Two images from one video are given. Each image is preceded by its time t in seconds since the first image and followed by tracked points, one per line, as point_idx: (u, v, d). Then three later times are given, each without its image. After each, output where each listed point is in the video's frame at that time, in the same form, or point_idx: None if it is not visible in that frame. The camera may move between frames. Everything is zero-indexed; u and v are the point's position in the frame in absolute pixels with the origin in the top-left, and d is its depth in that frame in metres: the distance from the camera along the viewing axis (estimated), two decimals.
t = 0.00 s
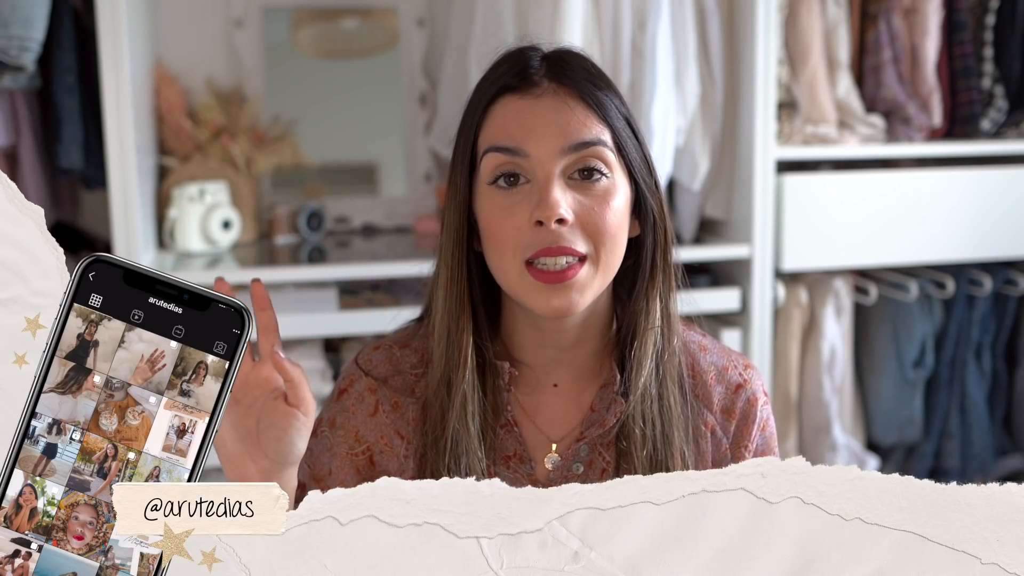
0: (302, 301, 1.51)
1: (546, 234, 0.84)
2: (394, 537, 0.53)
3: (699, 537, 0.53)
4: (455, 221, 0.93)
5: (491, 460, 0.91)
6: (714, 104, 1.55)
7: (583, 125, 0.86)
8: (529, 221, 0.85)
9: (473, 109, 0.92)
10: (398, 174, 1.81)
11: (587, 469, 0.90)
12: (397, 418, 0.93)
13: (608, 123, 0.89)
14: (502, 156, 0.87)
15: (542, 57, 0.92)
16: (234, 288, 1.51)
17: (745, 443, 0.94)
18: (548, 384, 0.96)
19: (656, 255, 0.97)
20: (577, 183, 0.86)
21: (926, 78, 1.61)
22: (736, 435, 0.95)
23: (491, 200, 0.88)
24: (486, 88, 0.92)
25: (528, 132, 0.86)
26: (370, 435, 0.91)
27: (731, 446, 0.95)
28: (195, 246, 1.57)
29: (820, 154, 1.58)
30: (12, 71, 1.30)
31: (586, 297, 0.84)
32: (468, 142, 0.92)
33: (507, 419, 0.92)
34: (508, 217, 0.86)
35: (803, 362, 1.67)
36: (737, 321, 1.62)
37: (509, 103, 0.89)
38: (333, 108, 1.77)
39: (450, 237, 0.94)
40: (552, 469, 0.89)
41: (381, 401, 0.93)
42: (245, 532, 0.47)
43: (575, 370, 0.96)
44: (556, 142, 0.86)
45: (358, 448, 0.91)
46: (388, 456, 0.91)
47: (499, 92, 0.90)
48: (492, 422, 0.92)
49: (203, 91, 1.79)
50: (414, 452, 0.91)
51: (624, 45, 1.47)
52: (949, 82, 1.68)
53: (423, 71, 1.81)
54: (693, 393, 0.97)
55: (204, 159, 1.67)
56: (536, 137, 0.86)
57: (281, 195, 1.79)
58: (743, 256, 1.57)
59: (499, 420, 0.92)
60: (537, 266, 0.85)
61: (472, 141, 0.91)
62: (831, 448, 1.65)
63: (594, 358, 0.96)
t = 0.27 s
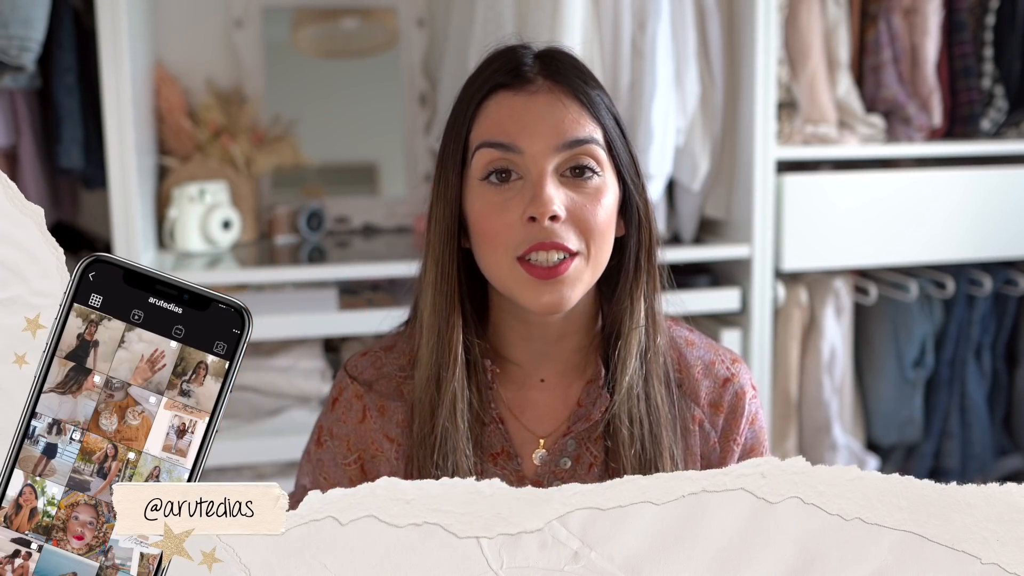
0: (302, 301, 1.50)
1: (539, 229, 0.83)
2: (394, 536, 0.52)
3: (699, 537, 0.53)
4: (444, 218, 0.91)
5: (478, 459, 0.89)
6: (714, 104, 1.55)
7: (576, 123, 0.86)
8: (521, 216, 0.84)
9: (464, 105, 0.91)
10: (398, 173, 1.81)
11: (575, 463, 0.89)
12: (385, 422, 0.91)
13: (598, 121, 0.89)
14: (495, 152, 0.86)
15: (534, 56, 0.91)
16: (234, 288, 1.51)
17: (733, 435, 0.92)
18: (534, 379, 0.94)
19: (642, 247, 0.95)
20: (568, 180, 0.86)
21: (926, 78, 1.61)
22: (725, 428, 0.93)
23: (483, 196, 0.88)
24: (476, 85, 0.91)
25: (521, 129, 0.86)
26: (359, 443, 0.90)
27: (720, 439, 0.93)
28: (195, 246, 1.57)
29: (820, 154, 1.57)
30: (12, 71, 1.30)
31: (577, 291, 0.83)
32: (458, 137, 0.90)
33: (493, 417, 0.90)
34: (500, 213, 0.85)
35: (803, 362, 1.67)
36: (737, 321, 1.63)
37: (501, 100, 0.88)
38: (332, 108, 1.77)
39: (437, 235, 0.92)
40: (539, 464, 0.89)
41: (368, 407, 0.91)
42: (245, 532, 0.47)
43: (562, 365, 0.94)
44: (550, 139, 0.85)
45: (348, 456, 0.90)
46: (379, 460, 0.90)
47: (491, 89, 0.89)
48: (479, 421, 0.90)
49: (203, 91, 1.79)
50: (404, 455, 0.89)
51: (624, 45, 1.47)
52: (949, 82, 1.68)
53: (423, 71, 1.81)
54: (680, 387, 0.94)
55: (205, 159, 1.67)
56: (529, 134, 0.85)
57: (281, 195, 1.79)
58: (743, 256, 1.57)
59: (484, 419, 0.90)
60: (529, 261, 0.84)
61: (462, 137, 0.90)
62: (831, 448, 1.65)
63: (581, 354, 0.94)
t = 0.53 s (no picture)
0: (302, 301, 1.50)
1: (538, 245, 0.82)
2: (394, 536, 0.52)
3: (699, 537, 0.53)
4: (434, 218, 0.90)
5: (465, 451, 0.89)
6: (714, 104, 1.55)
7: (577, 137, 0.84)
8: (520, 228, 0.83)
9: (460, 110, 0.88)
10: (397, 173, 1.80)
11: (562, 452, 0.89)
12: (375, 422, 0.91)
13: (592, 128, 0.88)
14: (497, 165, 0.84)
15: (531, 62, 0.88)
16: (234, 288, 1.51)
17: (719, 419, 0.91)
18: (520, 372, 0.93)
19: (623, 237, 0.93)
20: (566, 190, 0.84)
21: (926, 78, 1.61)
22: (711, 413, 0.92)
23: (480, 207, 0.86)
24: (472, 89, 0.88)
25: (524, 142, 0.83)
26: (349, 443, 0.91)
27: (706, 423, 0.92)
28: (194, 246, 1.57)
29: (820, 154, 1.57)
30: (12, 71, 1.30)
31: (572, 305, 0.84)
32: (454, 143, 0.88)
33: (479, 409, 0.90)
34: (497, 223, 0.84)
35: (803, 362, 1.67)
36: (737, 321, 1.63)
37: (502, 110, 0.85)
38: (332, 108, 1.77)
39: (422, 234, 0.90)
40: (526, 454, 0.89)
41: (358, 408, 0.92)
42: (245, 533, 0.47)
43: (547, 357, 0.94)
44: (550, 152, 0.83)
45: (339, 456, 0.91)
46: (372, 460, 0.91)
47: (489, 98, 0.86)
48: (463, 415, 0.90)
49: (203, 91, 1.79)
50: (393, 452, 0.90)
51: (624, 45, 1.47)
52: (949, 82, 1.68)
53: (423, 71, 1.81)
54: (662, 374, 0.94)
55: (204, 159, 1.67)
56: (530, 147, 0.83)
57: (281, 195, 1.79)
58: (743, 256, 1.57)
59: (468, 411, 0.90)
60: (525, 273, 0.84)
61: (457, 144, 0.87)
62: (831, 449, 1.65)
63: (564, 347, 0.94)
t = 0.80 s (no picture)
0: (302, 301, 1.50)
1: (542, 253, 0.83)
2: (394, 536, 0.52)
3: (699, 537, 0.53)
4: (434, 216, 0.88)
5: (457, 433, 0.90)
6: (714, 104, 1.55)
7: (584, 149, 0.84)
8: (525, 235, 0.83)
9: (465, 116, 0.85)
10: (397, 173, 1.80)
11: (553, 431, 0.89)
12: (369, 411, 0.91)
13: (591, 134, 0.88)
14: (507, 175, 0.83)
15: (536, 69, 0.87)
16: (234, 288, 1.51)
17: (702, 395, 0.92)
18: (511, 359, 0.93)
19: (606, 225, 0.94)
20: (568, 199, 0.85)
21: (926, 78, 1.61)
22: (696, 388, 0.93)
23: (484, 214, 0.85)
24: (478, 97, 0.85)
25: (534, 155, 0.82)
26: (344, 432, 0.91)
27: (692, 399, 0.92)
28: (194, 246, 1.57)
29: (820, 154, 1.57)
30: (12, 71, 1.30)
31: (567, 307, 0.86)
32: (459, 152, 0.85)
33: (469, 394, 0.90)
34: (501, 229, 0.84)
35: (803, 362, 1.68)
36: (737, 321, 1.63)
37: (512, 122, 0.83)
38: (333, 108, 1.77)
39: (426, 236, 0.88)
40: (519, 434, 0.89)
41: (353, 398, 0.92)
42: (246, 533, 0.47)
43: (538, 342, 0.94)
44: (558, 163, 0.83)
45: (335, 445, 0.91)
46: (367, 448, 0.91)
47: (499, 108, 0.84)
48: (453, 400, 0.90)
49: (203, 91, 1.79)
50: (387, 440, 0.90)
51: (624, 45, 1.47)
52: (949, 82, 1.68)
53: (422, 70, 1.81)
54: (643, 355, 0.94)
55: (204, 159, 1.67)
56: (540, 159, 0.82)
57: (281, 195, 1.79)
58: (743, 256, 1.57)
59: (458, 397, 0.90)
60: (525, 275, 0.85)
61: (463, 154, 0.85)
62: (831, 449, 1.65)
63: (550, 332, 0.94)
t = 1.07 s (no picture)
0: (302, 301, 1.50)
1: (557, 241, 0.82)
2: (394, 536, 0.52)
3: (699, 537, 0.53)
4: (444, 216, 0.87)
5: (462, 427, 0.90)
6: (714, 104, 1.55)
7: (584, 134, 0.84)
8: (538, 225, 0.83)
9: (465, 113, 0.85)
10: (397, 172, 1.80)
11: (557, 424, 0.90)
12: (374, 407, 0.91)
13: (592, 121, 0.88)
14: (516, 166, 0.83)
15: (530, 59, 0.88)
16: (234, 288, 1.51)
17: (703, 389, 0.92)
18: (515, 353, 0.93)
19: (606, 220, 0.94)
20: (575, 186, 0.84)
21: (926, 78, 1.62)
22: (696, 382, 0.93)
23: (496, 208, 0.85)
24: (477, 92, 0.85)
25: (541, 142, 0.82)
26: (349, 430, 0.91)
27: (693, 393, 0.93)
28: (194, 245, 1.57)
29: (820, 154, 1.57)
30: (12, 71, 1.30)
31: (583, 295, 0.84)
32: (463, 149, 0.85)
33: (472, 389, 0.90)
34: (514, 222, 0.84)
35: (803, 362, 1.68)
36: (737, 321, 1.63)
37: (515, 112, 0.84)
38: (332, 108, 1.77)
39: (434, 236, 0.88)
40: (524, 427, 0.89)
41: (357, 395, 0.92)
42: (246, 533, 0.47)
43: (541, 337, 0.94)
44: (565, 149, 0.83)
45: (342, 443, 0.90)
46: (371, 446, 0.91)
47: (500, 100, 0.84)
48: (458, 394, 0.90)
49: (203, 91, 1.79)
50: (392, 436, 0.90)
51: (624, 45, 1.47)
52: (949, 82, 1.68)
53: (422, 70, 1.81)
54: (644, 349, 0.95)
55: (204, 159, 1.67)
56: (546, 145, 0.83)
57: (281, 195, 1.79)
58: (743, 256, 1.57)
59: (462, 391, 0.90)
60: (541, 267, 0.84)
61: (468, 149, 0.85)
62: (831, 448, 1.64)
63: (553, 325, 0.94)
